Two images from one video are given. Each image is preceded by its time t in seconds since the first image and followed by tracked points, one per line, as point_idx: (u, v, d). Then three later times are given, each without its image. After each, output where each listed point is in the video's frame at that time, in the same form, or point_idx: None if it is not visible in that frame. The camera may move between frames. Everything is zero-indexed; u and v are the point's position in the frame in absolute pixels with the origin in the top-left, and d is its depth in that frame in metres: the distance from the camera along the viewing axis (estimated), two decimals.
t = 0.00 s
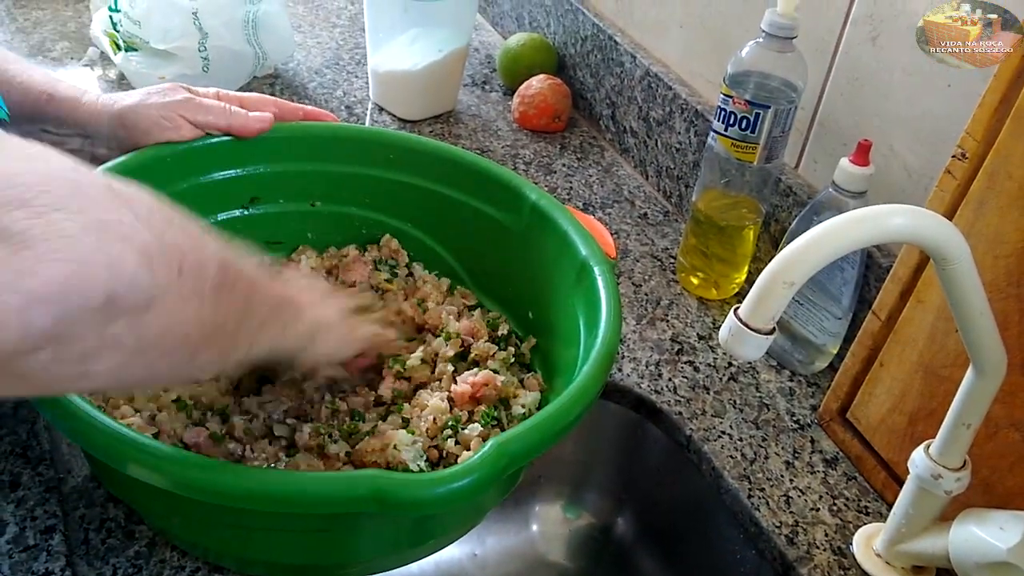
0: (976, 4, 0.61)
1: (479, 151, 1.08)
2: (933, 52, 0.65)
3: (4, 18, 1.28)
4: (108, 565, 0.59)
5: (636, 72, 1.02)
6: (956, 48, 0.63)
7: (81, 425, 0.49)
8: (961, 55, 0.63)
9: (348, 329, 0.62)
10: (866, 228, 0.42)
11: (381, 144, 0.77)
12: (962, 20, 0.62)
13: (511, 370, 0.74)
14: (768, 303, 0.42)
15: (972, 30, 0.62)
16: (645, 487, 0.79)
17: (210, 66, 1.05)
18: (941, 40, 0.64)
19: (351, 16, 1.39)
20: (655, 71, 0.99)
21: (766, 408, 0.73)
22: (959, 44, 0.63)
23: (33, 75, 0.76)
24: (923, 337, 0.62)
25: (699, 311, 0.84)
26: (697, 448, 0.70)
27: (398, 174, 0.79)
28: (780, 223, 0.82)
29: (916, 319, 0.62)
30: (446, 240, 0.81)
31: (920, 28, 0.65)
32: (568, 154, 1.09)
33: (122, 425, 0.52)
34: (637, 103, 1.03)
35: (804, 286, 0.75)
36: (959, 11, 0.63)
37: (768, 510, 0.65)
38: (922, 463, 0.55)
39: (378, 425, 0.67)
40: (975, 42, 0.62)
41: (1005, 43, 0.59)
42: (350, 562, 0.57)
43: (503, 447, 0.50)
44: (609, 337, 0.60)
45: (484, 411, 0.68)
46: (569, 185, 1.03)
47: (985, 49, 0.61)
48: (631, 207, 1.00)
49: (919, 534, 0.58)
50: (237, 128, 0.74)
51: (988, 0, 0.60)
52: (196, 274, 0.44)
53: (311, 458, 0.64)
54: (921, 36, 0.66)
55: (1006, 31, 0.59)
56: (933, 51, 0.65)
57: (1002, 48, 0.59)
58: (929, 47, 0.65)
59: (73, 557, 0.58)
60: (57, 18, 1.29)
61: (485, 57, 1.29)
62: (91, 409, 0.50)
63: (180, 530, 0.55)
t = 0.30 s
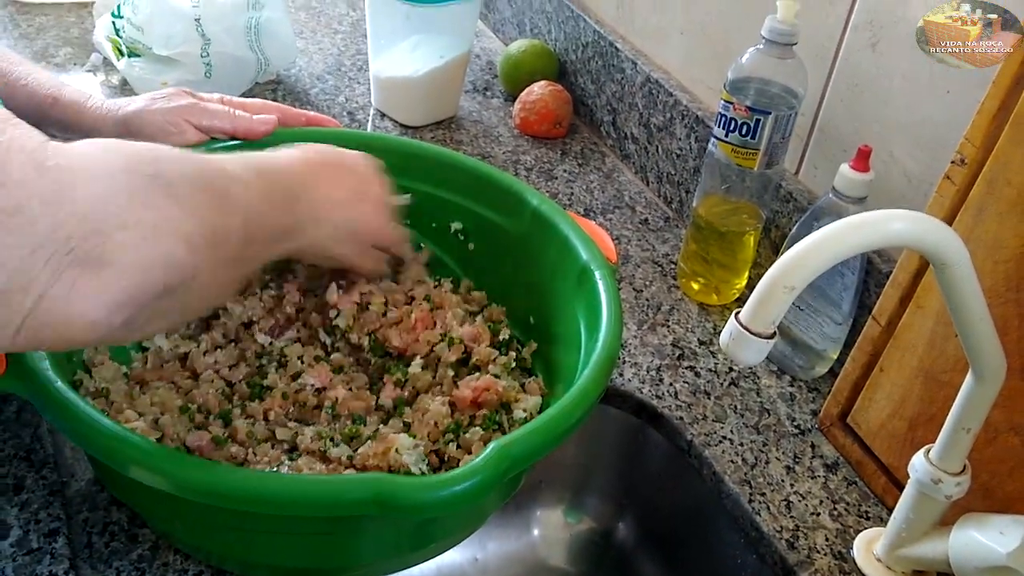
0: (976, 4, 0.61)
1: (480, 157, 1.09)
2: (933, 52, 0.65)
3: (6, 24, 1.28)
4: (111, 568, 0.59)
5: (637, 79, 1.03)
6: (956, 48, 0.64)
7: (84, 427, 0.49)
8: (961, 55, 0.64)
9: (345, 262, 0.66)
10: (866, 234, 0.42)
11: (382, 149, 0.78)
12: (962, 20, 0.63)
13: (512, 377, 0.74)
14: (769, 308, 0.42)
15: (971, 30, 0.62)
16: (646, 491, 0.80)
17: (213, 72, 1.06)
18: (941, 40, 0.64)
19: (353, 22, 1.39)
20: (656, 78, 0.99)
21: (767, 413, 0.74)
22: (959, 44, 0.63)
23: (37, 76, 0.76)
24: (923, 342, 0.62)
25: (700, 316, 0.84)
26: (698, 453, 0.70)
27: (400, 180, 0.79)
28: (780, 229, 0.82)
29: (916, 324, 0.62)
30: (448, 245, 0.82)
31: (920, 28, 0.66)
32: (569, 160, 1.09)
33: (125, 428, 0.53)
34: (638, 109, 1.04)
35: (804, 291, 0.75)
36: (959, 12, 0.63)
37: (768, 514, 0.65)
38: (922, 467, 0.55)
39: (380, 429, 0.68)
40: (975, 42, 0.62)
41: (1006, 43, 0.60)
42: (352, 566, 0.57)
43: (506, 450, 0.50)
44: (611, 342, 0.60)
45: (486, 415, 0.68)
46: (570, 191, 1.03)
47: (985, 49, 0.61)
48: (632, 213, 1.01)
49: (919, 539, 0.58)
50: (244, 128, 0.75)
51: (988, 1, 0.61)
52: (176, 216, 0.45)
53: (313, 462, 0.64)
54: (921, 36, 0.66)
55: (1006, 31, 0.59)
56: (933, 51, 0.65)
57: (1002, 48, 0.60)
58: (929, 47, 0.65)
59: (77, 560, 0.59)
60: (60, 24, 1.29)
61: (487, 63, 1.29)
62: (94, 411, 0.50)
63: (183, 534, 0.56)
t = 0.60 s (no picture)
0: (975, 3, 0.61)
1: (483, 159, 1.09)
2: (933, 51, 0.65)
3: (11, 25, 1.29)
4: (114, 567, 0.59)
5: (640, 81, 1.03)
6: (956, 48, 0.63)
7: (86, 426, 0.49)
8: (961, 55, 0.64)
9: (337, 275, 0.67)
10: (870, 233, 0.42)
11: (387, 151, 0.78)
12: (962, 20, 0.62)
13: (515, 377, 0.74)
14: (773, 307, 0.42)
15: (972, 31, 0.61)
16: (648, 493, 0.80)
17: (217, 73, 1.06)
18: (941, 40, 0.64)
19: (357, 25, 1.40)
20: (659, 80, 1.00)
21: (770, 415, 0.74)
22: (959, 44, 0.63)
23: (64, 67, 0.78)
24: (927, 344, 0.62)
25: (703, 318, 0.84)
26: (701, 454, 0.70)
27: (405, 181, 0.79)
28: (783, 231, 0.82)
29: (919, 325, 0.62)
30: (451, 247, 0.82)
31: (921, 28, 0.65)
32: (573, 162, 1.09)
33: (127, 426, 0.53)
34: (641, 111, 1.04)
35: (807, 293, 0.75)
36: (959, 12, 0.62)
37: (771, 515, 0.65)
38: (925, 468, 0.55)
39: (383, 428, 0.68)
40: (975, 42, 0.62)
41: (1007, 43, 0.60)
42: (354, 565, 0.57)
43: (509, 449, 0.50)
44: (614, 342, 0.60)
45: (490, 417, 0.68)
46: (573, 193, 1.04)
47: (985, 50, 0.61)
48: (635, 215, 1.01)
49: (921, 540, 0.58)
50: (248, 136, 0.74)
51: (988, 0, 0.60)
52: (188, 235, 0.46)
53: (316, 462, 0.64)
54: (921, 36, 0.66)
55: (1006, 31, 0.59)
56: (933, 50, 0.65)
57: (1002, 48, 0.60)
58: (930, 47, 0.65)
59: (80, 558, 0.59)
60: (65, 25, 1.30)
61: (490, 65, 1.30)
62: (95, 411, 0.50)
63: (186, 533, 0.56)
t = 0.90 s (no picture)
0: (976, 4, 0.63)
1: (489, 159, 1.09)
2: (933, 52, 0.66)
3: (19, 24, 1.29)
4: (120, 568, 0.59)
5: (646, 82, 1.03)
6: (956, 48, 0.65)
7: (94, 428, 0.49)
8: (960, 55, 0.65)
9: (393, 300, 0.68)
10: (876, 239, 0.42)
11: (395, 153, 0.78)
12: (961, 20, 0.64)
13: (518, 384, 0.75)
14: (779, 312, 0.42)
15: (974, 31, 0.63)
16: (653, 494, 0.80)
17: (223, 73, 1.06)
18: (941, 40, 0.66)
19: (361, 25, 1.40)
20: (665, 82, 1.00)
21: (775, 417, 0.74)
22: (959, 44, 0.64)
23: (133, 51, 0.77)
24: (933, 348, 0.62)
25: (708, 320, 0.84)
26: (706, 457, 0.70)
27: (410, 184, 0.79)
28: (789, 233, 0.82)
29: (926, 329, 0.62)
30: (456, 249, 0.82)
31: (920, 28, 0.67)
32: (578, 163, 1.09)
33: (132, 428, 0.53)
34: (647, 112, 1.04)
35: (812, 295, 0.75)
36: (958, 12, 0.64)
37: (776, 518, 0.65)
38: (931, 472, 0.55)
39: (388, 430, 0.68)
40: (974, 42, 0.63)
41: (1007, 43, 0.61)
42: (359, 568, 0.57)
43: (516, 452, 0.50)
44: (621, 345, 0.60)
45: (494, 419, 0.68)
46: (578, 194, 1.03)
47: (985, 49, 0.63)
48: (640, 216, 1.01)
49: (927, 544, 0.58)
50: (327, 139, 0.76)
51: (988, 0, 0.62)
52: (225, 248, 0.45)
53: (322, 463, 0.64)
54: (920, 36, 0.67)
55: (1006, 31, 0.61)
56: (933, 51, 0.66)
57: (1003, 47, 0.62)
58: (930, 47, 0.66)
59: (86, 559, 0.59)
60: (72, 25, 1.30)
61: (495, 66, 1.30)
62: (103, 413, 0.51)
63: (192, 534, 0.56)
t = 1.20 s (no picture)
0: (976, 4, 0.63)
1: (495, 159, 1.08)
2: (933, 52, 0.67)
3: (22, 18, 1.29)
4: (123, 569, 0.59)
5: (653, 83, 1.02)
6: (956, 48, 0.65)
7: (101, 428, 0.49)
8: (960, 55, 0.65)
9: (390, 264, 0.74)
10: (890, 244, 0.42)
11: (401, 152, 0.78)
12: (961, 20, 0.65)
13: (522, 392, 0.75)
14: (794, 318, 0.42)
15: (973, 31, 0.63)
16: (659, 498, 0.79)
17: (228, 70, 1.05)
18: (941, 40, 0.66)
19: (366, 23, 1.39)
20: (673, 82, 0.99)
21: (782, 421, 0.73)
22: (959, 44, 0.65)
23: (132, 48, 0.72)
24: (944, 353, 0.61)
25: (715, 322, 0.83)
26: (714, 461, 0.70)
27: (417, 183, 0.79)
28: (798, 235, 0.81)
29: (936, 335, 0.62)
30: (462, 249, 0.81)
31: (919, 28, 0.67)
32: (585, 163, 1.09)
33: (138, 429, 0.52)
34: (654, 113, 1.03)
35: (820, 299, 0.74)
36: (958, 12, 0.65)
37: (784, 524, 0.65)
38: (942, 479, 0.54)
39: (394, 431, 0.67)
40: (975, 42, 0.64)
41: (1008, 42, 0.62)
42: (364, 571, 0.56)
43: (525, 455, 0.50)
44: (629, 347, 0.60)
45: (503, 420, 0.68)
46: (584, 195, 1.03)
47: (985, 49, 0.63)
48: (647, 218, 1.00)
49: (937, 551, 0.57)
50: (340, 134, 0.76)
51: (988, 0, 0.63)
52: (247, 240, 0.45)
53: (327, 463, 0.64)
54: (920, 36, 0.67)
55: (1006, 31, 0.62)
56: (933, 51, 0.67)
57: (1003, 47, 0.62)
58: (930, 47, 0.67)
59: (89, 560, 0.58)
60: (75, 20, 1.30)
61: (501, 65, 1.29)
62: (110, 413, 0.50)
63: (196, 536, 0.55)
